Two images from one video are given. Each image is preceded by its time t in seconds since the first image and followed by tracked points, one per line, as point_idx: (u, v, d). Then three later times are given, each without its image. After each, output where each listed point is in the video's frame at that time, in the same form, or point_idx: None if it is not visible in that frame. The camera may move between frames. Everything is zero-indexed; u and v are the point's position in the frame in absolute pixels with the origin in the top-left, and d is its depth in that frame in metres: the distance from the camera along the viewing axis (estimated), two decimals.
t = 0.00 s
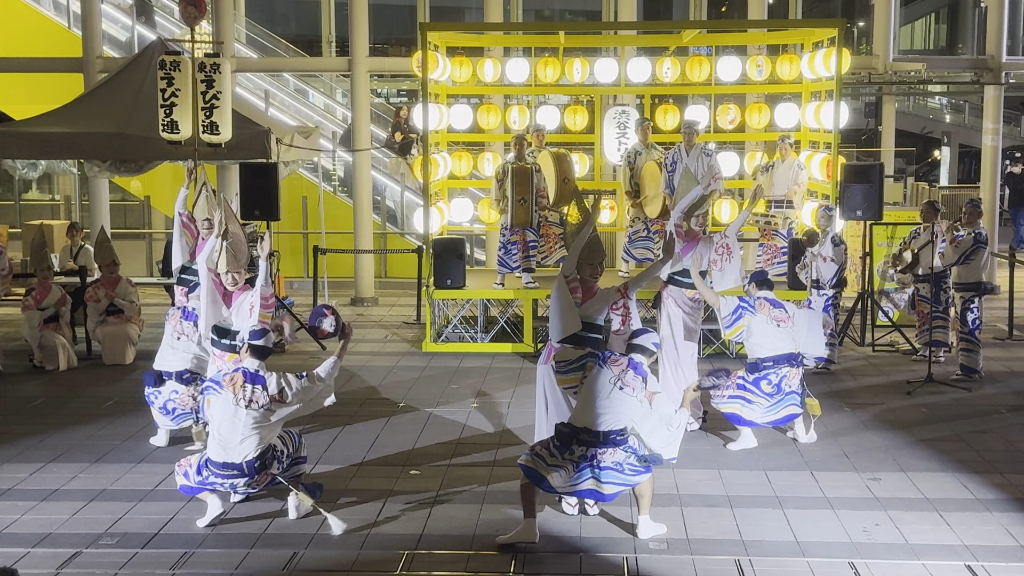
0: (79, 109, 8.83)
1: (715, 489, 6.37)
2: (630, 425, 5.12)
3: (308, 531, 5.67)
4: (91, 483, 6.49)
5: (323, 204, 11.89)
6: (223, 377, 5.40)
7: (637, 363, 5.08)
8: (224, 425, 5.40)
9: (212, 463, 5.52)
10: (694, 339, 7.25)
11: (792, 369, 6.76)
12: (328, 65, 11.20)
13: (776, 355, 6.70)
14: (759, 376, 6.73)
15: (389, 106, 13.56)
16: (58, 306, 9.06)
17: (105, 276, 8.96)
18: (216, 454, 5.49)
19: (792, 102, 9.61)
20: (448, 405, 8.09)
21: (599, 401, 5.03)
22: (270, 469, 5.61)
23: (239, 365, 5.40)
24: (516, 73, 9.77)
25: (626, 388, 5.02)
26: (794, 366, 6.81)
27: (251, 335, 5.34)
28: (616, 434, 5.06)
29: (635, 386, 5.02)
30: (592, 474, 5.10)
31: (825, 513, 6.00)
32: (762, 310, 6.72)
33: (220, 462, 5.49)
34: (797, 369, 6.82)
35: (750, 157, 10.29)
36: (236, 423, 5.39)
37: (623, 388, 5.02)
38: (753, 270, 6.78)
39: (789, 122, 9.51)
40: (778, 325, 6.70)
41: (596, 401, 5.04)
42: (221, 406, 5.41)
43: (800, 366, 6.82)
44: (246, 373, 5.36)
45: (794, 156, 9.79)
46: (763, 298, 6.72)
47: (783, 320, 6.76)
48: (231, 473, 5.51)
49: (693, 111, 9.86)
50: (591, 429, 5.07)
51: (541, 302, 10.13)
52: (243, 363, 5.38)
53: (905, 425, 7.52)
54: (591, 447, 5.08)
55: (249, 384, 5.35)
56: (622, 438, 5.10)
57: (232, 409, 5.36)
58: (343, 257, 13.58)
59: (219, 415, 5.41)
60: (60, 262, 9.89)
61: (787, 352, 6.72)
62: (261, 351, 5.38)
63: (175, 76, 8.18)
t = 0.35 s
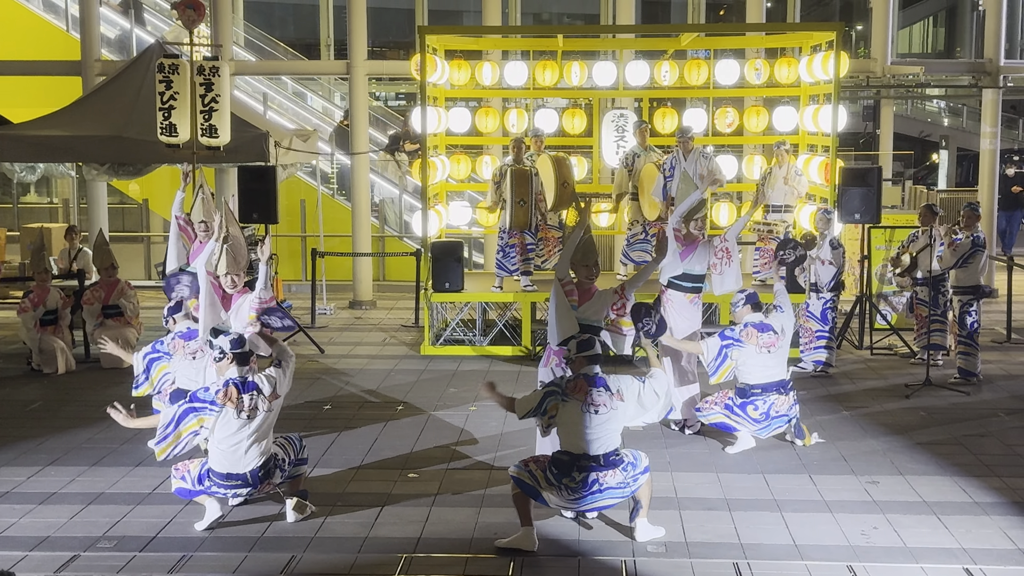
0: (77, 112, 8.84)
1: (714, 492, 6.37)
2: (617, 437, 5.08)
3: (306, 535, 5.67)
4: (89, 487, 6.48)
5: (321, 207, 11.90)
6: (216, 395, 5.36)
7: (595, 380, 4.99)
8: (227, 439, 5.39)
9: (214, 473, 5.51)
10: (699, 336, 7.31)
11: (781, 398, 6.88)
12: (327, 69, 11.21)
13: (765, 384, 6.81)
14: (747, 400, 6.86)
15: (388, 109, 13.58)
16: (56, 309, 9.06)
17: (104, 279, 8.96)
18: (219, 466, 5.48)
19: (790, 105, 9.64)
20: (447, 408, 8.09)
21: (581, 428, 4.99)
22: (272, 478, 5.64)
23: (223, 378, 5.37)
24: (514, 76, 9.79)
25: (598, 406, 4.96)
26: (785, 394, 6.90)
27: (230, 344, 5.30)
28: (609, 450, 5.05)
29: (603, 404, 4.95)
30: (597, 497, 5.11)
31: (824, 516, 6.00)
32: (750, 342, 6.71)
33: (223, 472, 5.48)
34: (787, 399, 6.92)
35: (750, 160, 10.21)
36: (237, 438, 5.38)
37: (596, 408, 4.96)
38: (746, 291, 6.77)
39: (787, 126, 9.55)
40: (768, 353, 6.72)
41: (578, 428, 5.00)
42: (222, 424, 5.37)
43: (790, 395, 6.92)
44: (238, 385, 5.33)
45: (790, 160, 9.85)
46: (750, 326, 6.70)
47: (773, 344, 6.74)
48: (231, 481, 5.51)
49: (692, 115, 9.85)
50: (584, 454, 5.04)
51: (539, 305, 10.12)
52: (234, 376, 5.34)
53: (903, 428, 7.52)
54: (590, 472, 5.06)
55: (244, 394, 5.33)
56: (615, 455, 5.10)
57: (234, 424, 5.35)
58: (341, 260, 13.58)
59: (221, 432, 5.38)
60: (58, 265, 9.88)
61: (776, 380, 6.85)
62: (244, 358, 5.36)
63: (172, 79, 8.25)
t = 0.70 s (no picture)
0: (76, 114, 8.84)
1: (713, 494, 6.37)
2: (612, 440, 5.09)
3: (305, 537, 5.67)
4: (88, 489, 6.48)
5: (320, 208, 11.91)
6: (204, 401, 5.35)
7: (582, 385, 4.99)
8: (221, 443, 5.40)
9: (210, 477, 5.49)
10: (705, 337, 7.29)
11: (772, 417, 6.85)
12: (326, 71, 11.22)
13: (754, 405, 6.80)
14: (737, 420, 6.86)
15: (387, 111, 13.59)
16: (55, 312, 9.06)
17: (103, 281, 8.97)
18: (214, 469, 5.47)
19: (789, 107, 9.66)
20: (446, 409, 8.09)
21: (576, 438, 4.99)
22: (268, 479, 5.57)
23: (210, 383, 5.35)
24: (512, 78, 9.81)
25: (589, 412, 4.96)
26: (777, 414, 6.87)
27: (214, 349, 5.29)
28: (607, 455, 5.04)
29: (595, 408, 4.96)
30: (599, 503, 5.10)
31: (823, 518, 6.00)
32: (739, 360, 6.76)
33: (218, 476, 5.46)
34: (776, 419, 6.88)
35: (749, 161, 10.27)
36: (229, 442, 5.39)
37: (587, 415, 4.96)
38: (736, 307, 6.77)
39: (786, 127, 9.57)
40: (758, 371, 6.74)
41: (573, 438, 4.99)
42: (214, 428, 5.39)
43: (780, 414, 6.88)
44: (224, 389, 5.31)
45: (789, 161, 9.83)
46: (739, 346, 6.73)
47: (762, 362, 6.77)
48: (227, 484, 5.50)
49: (691, 116, 9.88)
50: (583, 464, 5.02)
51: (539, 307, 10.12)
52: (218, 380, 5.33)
53: (902, 430, 7.52)
54: (590, 480, 5.04)
55: (231, 397, 5.32)
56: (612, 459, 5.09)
57: (224, 428, 5.36)
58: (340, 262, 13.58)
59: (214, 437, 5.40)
60: (57, 267, 9.89)
61: (766, 401, 6.82)
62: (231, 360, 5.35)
63: (171, 82, 8.25)
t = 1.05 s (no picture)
0: (75, 117, 8.84)
1: (712, 496, 6.37)
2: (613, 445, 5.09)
3: (305, 539, 5.67)
4: (88, 491, 6.49)
5: (320, 211, 11.91)
6: (198, 403, 5.35)
7: (584, 391, 4.98)
8: (217, 445, 5.39)
9: (208, 480, 5.50)
10: (705, 341, 7.29)
11: (768, 419, 6.86)
12: (325, 73, 11.22)
13: (750, 408, 6.80)
14: (732, 424, 6.89)
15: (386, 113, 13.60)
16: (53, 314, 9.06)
17: (103, 283, 8.97)
18: (212, 472, 5.47)
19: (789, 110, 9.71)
20: (446, 411, 8.10)
21: (578, 442, 4.99)
22: (266, 481, 5.56)
23: (206, 385, 5.35)
24: (511, 80, 9.83)
25: (591, 417, 4.96)
26: (774, 417, 6.88)
27: (209, 351, 5.31)
28: (607, 460, 5.05)
29: (596, 414, 4.95)
30: (600, 508, 5.12)
31: (822, 520, 6.00)
32: (734, 363, 6.73)
33: (216, 479, 5.47)
34: (773, 421, 6.89)
35: (748, 164, 10.26)
36: (226, 445, 5.39)
37: (589, 419, 4.96)
38: (731, 310, 6.77)
39: (784, 130, 9.58)
40: (753, 373, 6.71)
41: (575, 443, 5.00)
42: (209, 431, 5.38)
43: (776, 417, 6.88)
44: (218, 392, 5.31)
45: (787, 163, 9.85)
46: (734, 349, 6.70)
47: (758, 365, 6.74)
48: (226, 487, 5.50)
49: (690, 119, 9.95)
50: (585, 469, 5.03)
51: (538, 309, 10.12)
52: (212, 384, 5.34)
53: (902, 432, 7.52)
54: (591, 485, 5.06)
55: (225, 399, 5.31)
56: (613, 464, 5.09)
57: (219, 430, 5.35)
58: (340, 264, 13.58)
59: (209, 439, 5.39)
60: (57, 269, 9.89)
61: (763, 404, 6.82)
62: (224, 363, 5.35)
63: (170, 84, 8.28)
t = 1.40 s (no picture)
0: (74, 120, 8.85)
1: (712, 499, 6.37)
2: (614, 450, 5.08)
3: (305, 542, 5.67)
4: (88, 495, 6.48)
5: (320, 213, 11.91)
6: (197, 407, 5.36)
7: (585, 395, 4.99)
8: (217, 449, 5.39)
9: (208, 484, 5.50)
10: (701, 345, 7.33)
11: (769, 422, 6.87)
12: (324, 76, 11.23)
13: (751, 411, 6.81)
14: (733, 426, 6.90)
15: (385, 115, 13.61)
16: (52, 318, 9.06)
17: (103, 286, 8.96)
18: (212, 476, 5.47)
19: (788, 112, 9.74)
20: (446, 414, 8.10)
21: (578, 447, 4.98)
22: (266, 485, 5.56)
23: (205, 388, 5.36)
24: (511, 82, 9.83)
25: (591, 421, 4.95)
26: (774, 420, 6.88)
27: (210, 355, 5.33)
28: (607, 465, 5.04)
29: (597, 418, 4.95)
30: (600, 512, 5.11)
31: (822, 522, 6.00)
32: (735, 366, 6.73)
33: (215, 483, 5.47)
34: (773, 424, 6.89)
35: (748, 165, 10.31)
36: (226, 449, 5.39)
37: (589, 424, 4.96)
38: (732, 312, 6.80)
39: (785, 132, 9.59)
40: (754, 376, 6.71)
41: (575, 448, 4.99)
42: (208, 435, 5.38)
43: (777, 419, 6.89)
44: (217, 395, 5.32)
45: (786, 164, 9.94)
46: (734, 352, 6.71)
47: (759, 367, 6.74)
48: (226, 491, 5.49)
49: (689, 122, 9.95)
50: (585, 474, 5.03)
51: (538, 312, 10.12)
52: (211, 388, 5.34)
53: (902, 434, 7.52)
54: (591, 489, 5.06)
55: (223, 403, 5.32)
56: (613, 469, 5.09)
57: (218, 435, 5.35)
58: (339, 267, 13.58)
59: (208, 443, 5.39)
60: (56, 273, 9.89)
61: (764, 407, 6.83)
62: (224, 367, 5.35)
63: (171, 87, 8.27)
